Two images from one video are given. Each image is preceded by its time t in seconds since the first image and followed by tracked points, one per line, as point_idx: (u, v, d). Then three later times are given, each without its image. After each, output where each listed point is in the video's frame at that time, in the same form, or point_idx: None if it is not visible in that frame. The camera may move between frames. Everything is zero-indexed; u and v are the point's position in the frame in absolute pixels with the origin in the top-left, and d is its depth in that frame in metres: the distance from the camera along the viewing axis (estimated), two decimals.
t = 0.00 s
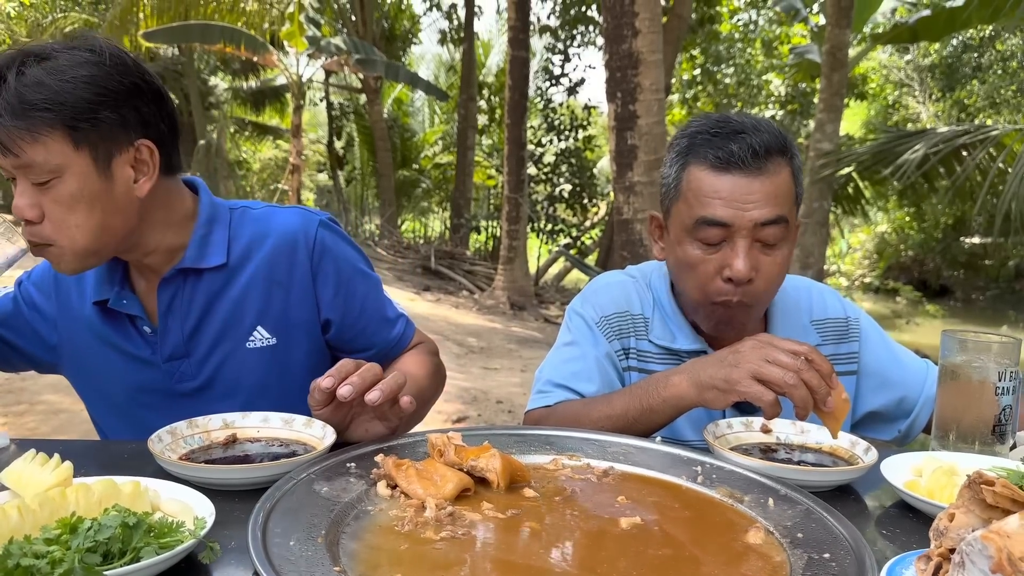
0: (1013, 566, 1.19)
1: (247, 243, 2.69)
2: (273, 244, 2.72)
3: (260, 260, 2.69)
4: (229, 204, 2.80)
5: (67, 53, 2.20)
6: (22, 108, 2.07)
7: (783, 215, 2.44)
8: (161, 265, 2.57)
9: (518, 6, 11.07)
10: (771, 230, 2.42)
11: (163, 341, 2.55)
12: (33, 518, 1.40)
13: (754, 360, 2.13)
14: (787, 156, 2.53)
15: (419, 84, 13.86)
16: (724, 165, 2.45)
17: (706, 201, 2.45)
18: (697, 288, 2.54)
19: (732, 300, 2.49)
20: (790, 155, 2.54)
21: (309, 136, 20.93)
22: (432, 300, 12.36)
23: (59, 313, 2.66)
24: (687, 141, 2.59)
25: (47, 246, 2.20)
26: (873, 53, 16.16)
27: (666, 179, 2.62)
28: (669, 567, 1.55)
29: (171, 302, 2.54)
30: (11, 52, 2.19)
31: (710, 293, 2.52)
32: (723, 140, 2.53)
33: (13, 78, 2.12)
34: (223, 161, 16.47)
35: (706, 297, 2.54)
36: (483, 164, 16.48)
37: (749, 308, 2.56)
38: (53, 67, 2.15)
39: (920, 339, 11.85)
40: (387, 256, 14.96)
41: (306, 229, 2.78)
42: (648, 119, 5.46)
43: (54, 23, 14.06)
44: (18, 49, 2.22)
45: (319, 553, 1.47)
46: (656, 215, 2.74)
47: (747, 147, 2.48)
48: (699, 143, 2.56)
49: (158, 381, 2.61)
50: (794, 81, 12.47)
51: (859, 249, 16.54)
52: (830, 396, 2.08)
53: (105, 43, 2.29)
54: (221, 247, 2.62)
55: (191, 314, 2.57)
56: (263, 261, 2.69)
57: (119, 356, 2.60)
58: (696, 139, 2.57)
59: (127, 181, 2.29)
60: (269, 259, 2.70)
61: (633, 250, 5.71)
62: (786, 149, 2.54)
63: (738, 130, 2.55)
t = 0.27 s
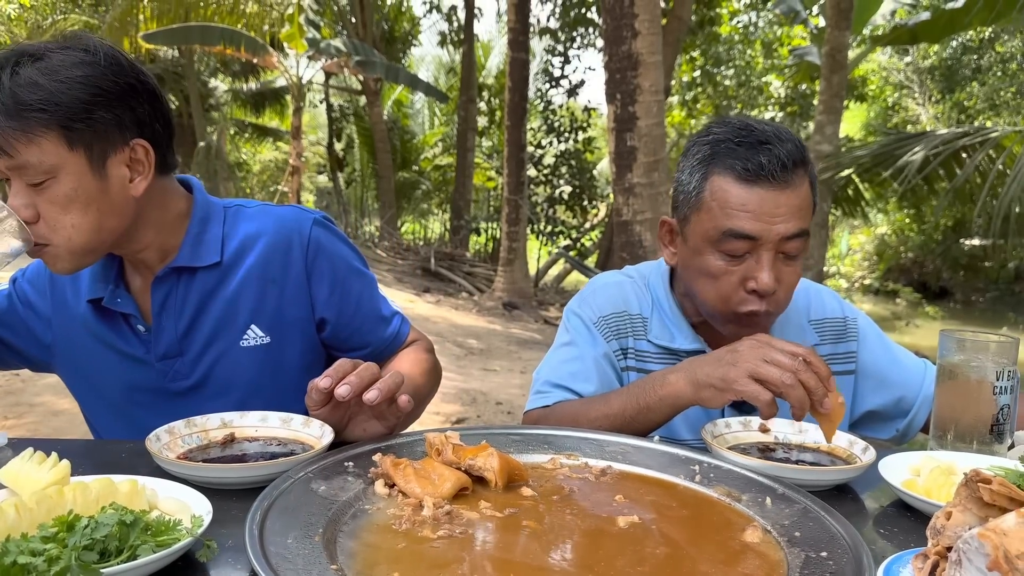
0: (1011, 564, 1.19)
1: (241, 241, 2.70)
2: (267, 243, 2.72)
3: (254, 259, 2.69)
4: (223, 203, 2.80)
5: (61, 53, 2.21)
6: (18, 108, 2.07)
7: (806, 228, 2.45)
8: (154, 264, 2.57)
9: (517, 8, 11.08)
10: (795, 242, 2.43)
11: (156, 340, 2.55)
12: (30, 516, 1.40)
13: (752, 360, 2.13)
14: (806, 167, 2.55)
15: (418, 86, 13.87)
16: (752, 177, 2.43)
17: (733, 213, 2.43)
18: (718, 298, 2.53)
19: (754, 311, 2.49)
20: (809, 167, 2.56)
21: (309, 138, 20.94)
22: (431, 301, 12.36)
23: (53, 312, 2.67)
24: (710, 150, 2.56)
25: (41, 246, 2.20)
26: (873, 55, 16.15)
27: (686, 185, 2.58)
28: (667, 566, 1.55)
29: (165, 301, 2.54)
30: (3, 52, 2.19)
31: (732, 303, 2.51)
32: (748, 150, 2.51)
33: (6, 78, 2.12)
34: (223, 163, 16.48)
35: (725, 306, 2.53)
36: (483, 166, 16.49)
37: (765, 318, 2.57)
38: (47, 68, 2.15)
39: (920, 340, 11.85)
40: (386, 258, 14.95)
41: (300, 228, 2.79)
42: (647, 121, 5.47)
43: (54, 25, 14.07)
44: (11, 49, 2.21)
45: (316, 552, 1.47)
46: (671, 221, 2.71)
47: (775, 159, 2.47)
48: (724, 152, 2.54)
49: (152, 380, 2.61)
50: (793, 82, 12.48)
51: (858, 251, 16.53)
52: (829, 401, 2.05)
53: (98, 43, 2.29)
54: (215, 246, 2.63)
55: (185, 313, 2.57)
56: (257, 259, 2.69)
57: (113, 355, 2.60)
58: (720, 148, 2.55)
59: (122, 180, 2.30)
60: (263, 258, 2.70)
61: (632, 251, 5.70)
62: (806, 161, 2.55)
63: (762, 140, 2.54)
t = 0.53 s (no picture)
0: (1004, 566, 1.20)
1: (239, 244, 2.70)
2: (266, 245, 2.73)
3: (253, 262, 2.70)
4: (222, 205, 2.81)
5: (69, 51, 2.23)
6: (22, 101, 2.08)
7: (818, 237, 2.47)
8: (153, 266, 2.58)
9: (517, 11, 11.09)
10: (807, 251, 2.45)
11: (155, 342, 2.56)
12: (30, 518, 1.41)
13: (768, 377, 2.16)
14: (821, 178, 2.57)
15: (418, 88, 13.88)
16: (772, 184, 2.44)
17: (749, 219, 2.44)
18: (727, 302, 2.54)
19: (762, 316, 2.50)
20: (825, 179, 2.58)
21: (309, 140, 20.95)
22: (431, 303, 12.37)
23: (51, 313, 2.68)
24: (730, 154, 2.58)
25: (38, 241, 2.21)
26: (872, 57, 16.16)
27: (702, 187, 2.59)
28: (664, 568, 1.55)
29: (164, 303, 2.55)
30: (13, 47, 2.21)
31: (741, 308, 2.52)
32: (767, 157, 2.52)
33: (13, 72, 2.14)
34: (223, 165, 16.50)
35: (734, 311, 2.54)
36: (483, 167, 16.50)
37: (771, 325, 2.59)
38: (53, 64, 2.18)
39: (919, 342, 11.86)
40: (386, 260, 14.94)
41: (299, 230, 2.80)
42: (646, 123, 5.49)
43: (53, 28, 14.08)
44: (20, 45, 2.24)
45: (315, 554, 1.47)
46: (682, 222, 2.71)
47: (795, 168, 2.49)
48: (743, 158, 2.55)
49: (151, 382, 2.62)
50: (793, 84, 12.49)
51: (858, 253, 16.53)
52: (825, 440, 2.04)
53: (107, 43, 2.31)
54: (214, 248, 2.64)
55: (183, 315, 2.58)
56: (256, 262, 2.70)
57: (112, 357, 2.61)
58: (740, 153, 2.57)
59: (122, 180, 2.30)
60: (261, 260, 2.71)
61: (632, 253, 5.71)
62: (822, 172, 2.57)
63: (782, 148, 2.55)
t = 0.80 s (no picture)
0: (1004, 567, 1.20)
1: (239, 246, 2.71)
2: (266, 247, 2.74)
3: (253, 263, 2.71)
4: (222, 207, 2.81)
5: (76, 47, 2.25)
6: (26, 94, 2.09)
7: (823, 235, 2.48)
8: (153, 268, 2.58)
9: (517, 13, 11.11)
10: (812, 249, 2.45)
11: (154, 344, 2.56)
12: (33, 519, 1.41)
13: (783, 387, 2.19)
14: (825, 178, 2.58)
15: (418, 90, 13.89)
16: (776, 181, 2.45)
17: (754, 215, 2.44)
18: (733, 299, 2.53)
19: (768, 314, 2.50)
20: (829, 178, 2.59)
21: (309, 142, 20.97)
22: (431, 305, 12.38)
23: (49, 314, 2.68)
24: (735, 153, 2.59)
25: (36, 235, 2.21)
26: (871, 59, 16.17)
27: (708, 185, 2.60)
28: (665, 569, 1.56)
29: (163, 305, 2.55)
30: (22, 42, 2.24)
31: (747, 305, 2.51)
32: (772, 155, 2.53)
33: (20, 65, 2.15)
34: (223, 167, 16.51)
35: (740, 309, 2.53)
36: (482, 169, 16.51)
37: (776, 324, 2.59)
38: (59, 59, 2.19)
39: (919, 344, 11.87)
40: (386, 262, 14.94)
41: (299, 232, 2.80)
42: (646, 125, 5.50)
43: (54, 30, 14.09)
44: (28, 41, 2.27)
45: (316, 555, 1.48)
46: (688, 221, 2.72)
47: (799, 166, 2.49)
48: (748, 156, 2.56)
49: (150, 384, 2.62)
50: (792, 87, 12.50)
51: (858, 255, 16.53)
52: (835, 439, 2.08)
53: (113, 41, 2.34)
54: (214, 250, 2.64)
55: (183, 317, 2.59)
56: (257, 264, 2.70)
57: (110, 358, 2.61)
58: (744, 152, 2.57)
59: (122, 177, 2.30)
60: (262, 262, 2.71)
61: (631, 255, 5.71)
62: (826, 171, 2.58)
63: (786, 147, 2.56)
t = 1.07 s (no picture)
0: (1001, 568, 1.20)
1: (237, 245, 2.71)
2: (264, 245, 2.74)
3: (250, 262, 2.71)
4: (219, 205, 2.82)
5: (80, 40, 2.27)
6: (28, 85, 2.11)
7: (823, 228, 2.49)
8: (149, 266, 2.59)
9: (517, 14, 11.12)
10: (813, 241, 2.46)
11: (150, 342, 2.56)
12: (30, 521, 1.41)
13: (754, 362, 2.18)
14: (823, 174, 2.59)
15: (418, 92, 13.91)
16: (776, 174, 2.46)
17: (755, 209, 2.46)
18: (736, 294, 2.53)
19: (772, 308, 2.50)
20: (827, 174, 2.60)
21: (308, 144, 20.99)
22: (431, 307, 12.39)
23: (44, 313, 2.68)
24: (732, 149, 2.60)
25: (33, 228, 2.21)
26: (871, 61, 16.17)
27: (707, 182, 2.60)
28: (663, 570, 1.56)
29: (159, 303, 2.56)
30: (27, 36, 2.26)
31: (751, 299, 2.52)
32: (769, 149, 2.55)
33: (23, 57, 2.17)
34: (222, 169, 16.51)
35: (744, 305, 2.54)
36: (482, 171, 16.52)
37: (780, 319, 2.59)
38: (64, 52, 2.22)
39: (918, 345, 11.87)
40: (385, 263, 14.93)
41: (297, 231, 2.80)
42: (645, 127, 5.51)
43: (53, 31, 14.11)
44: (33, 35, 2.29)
45: (314, 556, 1.48)
46: (686, 219, 2.73)
47: (798, 159, 2.51)
48: (746, 151, 2.57)
49: (145, 383, 2.62)
50: (791, 88, 12.51)
51: (857, 256, 16.53)
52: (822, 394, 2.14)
53: (118, 37, 2.36)
54: (211, 248, 2.65)
55: (179, 315, 2.59)
56: (254, 263, 2.70)
57: (106, 357, 2.61)
58: (741, 146, 2.59)
59: (121, 172, 2.31)
60: (259, 261, 2.72)
61: (630, 257, 5.71)
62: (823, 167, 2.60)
63: (783, 142, 2.58)
